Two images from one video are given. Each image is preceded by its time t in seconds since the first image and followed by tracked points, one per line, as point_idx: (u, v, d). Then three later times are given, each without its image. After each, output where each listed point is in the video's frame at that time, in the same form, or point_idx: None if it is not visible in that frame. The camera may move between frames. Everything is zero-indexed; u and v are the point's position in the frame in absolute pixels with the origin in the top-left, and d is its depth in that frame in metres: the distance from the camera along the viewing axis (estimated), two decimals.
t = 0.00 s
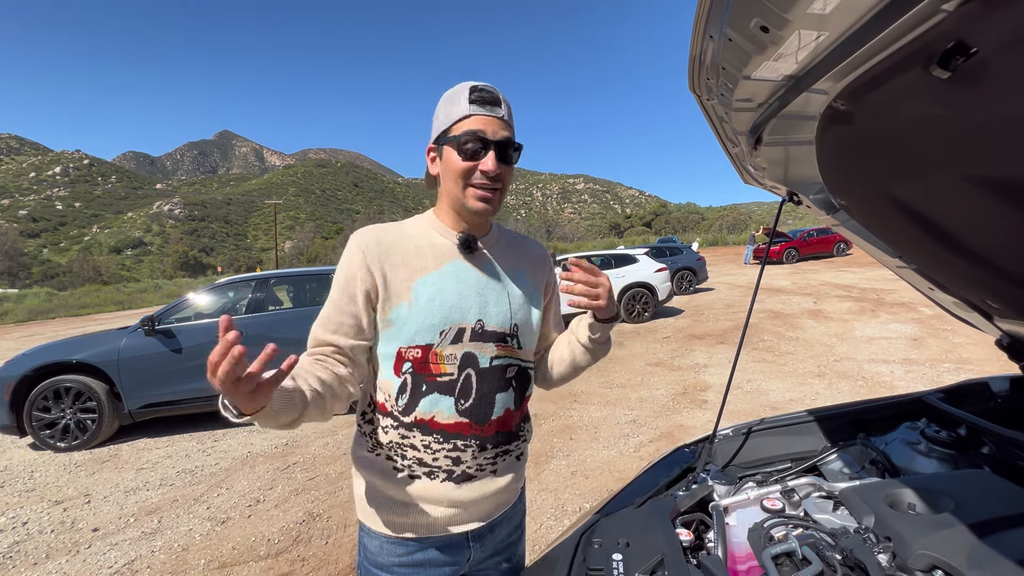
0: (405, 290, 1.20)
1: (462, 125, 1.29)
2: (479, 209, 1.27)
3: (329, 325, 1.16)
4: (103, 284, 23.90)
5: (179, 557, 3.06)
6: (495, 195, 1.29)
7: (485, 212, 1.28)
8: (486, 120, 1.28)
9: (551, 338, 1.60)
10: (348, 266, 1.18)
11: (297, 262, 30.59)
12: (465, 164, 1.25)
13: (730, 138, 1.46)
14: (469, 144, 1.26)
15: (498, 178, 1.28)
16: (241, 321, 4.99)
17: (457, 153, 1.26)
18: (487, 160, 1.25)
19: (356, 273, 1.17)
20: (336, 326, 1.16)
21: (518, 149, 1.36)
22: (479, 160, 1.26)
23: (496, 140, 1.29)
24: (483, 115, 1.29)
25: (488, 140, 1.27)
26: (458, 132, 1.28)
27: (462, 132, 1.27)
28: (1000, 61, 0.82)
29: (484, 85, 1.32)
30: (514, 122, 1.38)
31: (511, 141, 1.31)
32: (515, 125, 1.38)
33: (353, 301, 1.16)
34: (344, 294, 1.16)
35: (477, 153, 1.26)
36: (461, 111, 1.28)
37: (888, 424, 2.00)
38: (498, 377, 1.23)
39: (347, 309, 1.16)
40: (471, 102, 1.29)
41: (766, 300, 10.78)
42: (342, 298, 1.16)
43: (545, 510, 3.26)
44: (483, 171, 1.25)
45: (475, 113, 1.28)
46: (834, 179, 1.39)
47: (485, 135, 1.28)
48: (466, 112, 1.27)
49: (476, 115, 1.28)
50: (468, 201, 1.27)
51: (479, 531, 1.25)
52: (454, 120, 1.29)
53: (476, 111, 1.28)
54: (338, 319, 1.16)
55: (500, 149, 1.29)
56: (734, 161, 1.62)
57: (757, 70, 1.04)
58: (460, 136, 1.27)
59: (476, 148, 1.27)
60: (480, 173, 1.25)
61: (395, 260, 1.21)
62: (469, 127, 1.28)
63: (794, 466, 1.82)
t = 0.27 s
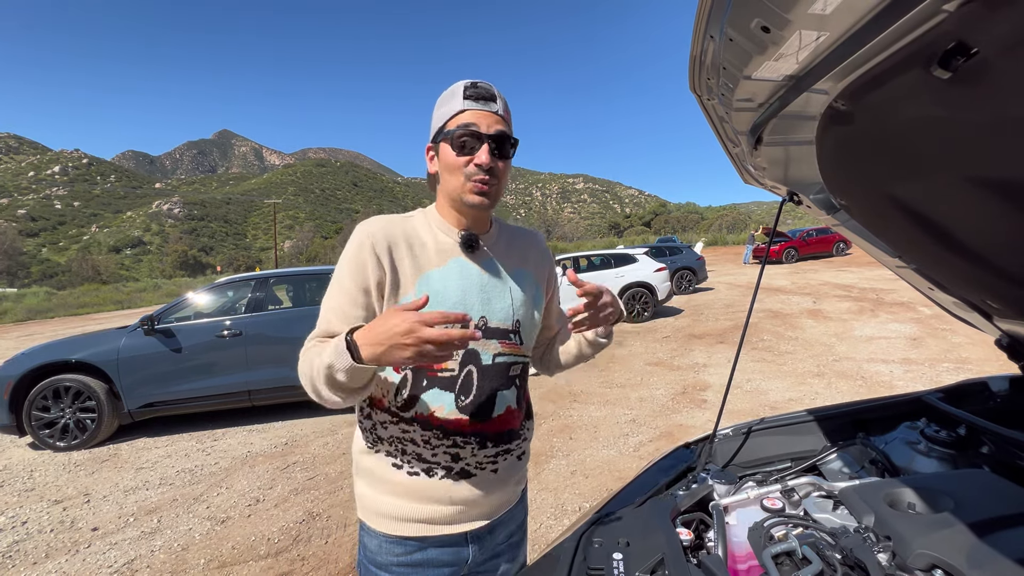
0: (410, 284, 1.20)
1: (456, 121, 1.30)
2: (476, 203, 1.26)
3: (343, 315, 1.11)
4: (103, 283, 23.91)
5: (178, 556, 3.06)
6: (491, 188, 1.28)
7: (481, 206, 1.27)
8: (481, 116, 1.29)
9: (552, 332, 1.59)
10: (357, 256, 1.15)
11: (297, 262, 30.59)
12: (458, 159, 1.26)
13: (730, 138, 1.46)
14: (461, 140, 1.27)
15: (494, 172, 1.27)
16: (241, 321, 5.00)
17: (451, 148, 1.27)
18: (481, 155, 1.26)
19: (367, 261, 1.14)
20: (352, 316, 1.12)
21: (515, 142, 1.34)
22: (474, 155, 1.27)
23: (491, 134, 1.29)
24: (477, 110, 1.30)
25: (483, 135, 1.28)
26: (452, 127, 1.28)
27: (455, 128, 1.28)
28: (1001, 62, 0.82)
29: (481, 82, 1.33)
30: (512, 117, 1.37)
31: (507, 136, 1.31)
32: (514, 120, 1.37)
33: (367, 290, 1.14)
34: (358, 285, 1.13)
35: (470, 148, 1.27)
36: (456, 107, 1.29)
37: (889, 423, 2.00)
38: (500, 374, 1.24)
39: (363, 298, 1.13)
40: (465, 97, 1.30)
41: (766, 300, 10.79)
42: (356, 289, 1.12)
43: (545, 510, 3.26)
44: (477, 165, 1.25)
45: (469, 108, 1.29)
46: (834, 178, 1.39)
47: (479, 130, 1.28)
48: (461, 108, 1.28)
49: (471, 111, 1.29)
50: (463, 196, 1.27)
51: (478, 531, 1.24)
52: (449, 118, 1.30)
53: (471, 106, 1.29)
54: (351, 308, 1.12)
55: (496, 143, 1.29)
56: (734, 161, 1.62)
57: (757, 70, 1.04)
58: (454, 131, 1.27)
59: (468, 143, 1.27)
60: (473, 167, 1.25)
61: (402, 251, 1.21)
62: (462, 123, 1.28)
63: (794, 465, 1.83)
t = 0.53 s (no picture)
0: (419, 285, 1.20)
1: (449, 121, 1.30)
2: (469, 201, 1.26)
3: (352, 317, 1.10)
4: (102, 283, 23.90)
5: (179, 556, 3.06)
6: (484, 185, 1.28)
7: (476, 204, 1.27)
8: (473, 113, 1.28)
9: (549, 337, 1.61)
10: (367, 258, 1.15)
11: (296, 261, 30.58)
12: (451, 159, 1.27)
13: (731, 138, 1.46)
14: (455, 138, 1.27)
15: (486, 169, 1.26)
16: (241, 321, 5.00)
17: (444, 149, 1.28)
18: (471, 152, 1.25)
19: (376, 263, 1.15)
20: (361, 318, 1.11)
21: (510, 138, 1.33)
22: (464, 153, 1.26)
23: (484, 132, 1.28)
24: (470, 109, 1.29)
25: (474, 133, 1.27)
26: (445, 127, 1.29)
27: (449, 127, 1.28)
28: (1001, 63, 0.82)
29: (475, 81, 1.32)
30: (507, 112, 1.35)
31: (500, 132, 1.29)
32: (509, 115, 1.35)
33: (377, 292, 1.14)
34: (367, 288, 1.12)
35: (464, 146, 1.27)
36: (450, 107, 1.29)
37: (888, 423, 2.00)
38: (507, 375, 1.24)
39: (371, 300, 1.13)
40: (458, 97, 1.30)
41: (766, 299, 10.80)
42: (366, 292, 1.12)
43: (545, 509, 3.27)
44: (468, 163, 1.25)
45: (462, 107, 1.28)
46: (834, 178, 1.39)
47: (471, 128, 1.27)
48: (452, 108, 1.28)
49: (464, 109, 1.29)
50: (459, 195, 1.28)
51: (483, 530, 1.25)
52: (443, 118, 1.31)
53: (463, 105, 1.28)
54: (361, 309, 1.11)
55: (489, 140, 1.28)
56: (734, 161, 1.63)
57: (758, 70, 1.04)
58: (446, 131, 1.28)
59: (462, 142, 1.27)
60: (464, 166, 1.26)
61: (411, 252, 1.21)
62: (456, 121, 1.28)
63: (794, 464, 1.83)
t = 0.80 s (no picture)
0: (422, 285, 1.20)
1: (481, 126, 1.26)
2: (497, 210, 1.29)
3: (346, 315, 1.10)
4: (102, 282, 23.89)
5: (179, 554, 3.06)
6: (509, 196, 1.30)
7: (501, 212, 1.31)
8: (507, 123, 1.28)
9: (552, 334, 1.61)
10: (367, 257, 1.15)
11: (296, 260, 30.57)
12: (484, 167, 1.25)
13: (731, 137, 1.47)
14: (490, 147, 1.25)
15: (517, 181, 1.30)
16: (241, 320, 5.00)
17: (478, 155, 1.25)
18: (510, 164, 1.27)
19: (376, 263, 1.15)
20: (355, 316, 1.11)
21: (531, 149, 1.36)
22: (502, 163, 1.26)
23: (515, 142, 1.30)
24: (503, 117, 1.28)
25: (510, 143, 1.27)
26: (479, 133, 1.26)
27: (482, 134, 1.25)
28: (1000, 62, 0.83)
29: (502, 86, 1.31)
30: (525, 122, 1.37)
31: (525, 143, 1.32)
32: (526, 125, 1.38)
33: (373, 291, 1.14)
34: (364, 287, 1.13)
35: (499, 156, 1.26)
36: (483, 112, 1.25)
37: (888, 422, 2.01)
38: (510, 373, 1.24)
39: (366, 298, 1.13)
40: (492, 103, 1.27)
41: (765, 299, 10.81)
42: (363, 291, 1.12)
43: (545, 508, 3.27)
44: (505, 174, 1.26)
45: (497, 115, 1.26)
46: (833, 178, 1.39)
47: (505, 138, 1.26)
48: (488, 114, 1.25)
49: (497, 117, 1.27)
50: (484, 202, 1.28)
51: (487, 527, 1.25)
52: (472, 120, 1.26)
53: (499, 113, 1.27)
54: (357, 308, 1.11)
55: (519, 151, 1.30)
56: (734, 160, 1.63)
57: (758, 70, 1.04)
58: (481, 137, 1.25)
59: (497, 152, 1.26)
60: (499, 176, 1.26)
61: (412, 252, 1.21)
62: (490, 129, 1.26)
63: (794, 463, 1.83)
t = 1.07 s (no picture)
0: (422, 285, 1.21)
1: (477, 125, 1.27)
2: (495, 209, 1.29)
3: (349, 315, 1.11)
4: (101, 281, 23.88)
5: (179, 553, 3.06)
6: (508, 195, 1.30)
7: (499, 211, 1.30)
8: (504, 122, 1.28)
9: (551, 336, 1.63)
10: (369, 258, 1.16)
11: (296, 259, 30.55)
12: (480, 166, 1.25)
13: (730, 137, 1.47)
14: (486, 146, 1.26)
15: (514, 180, 1.29)
16: (241, 319, 5.00)
17: (474, 154, 1.26)
18: (505, 162, 1.26)
19: (378, 263, 1.15)
20: (359, 315, 1.11)
21: (529, 147, 1.36)
22: (497, 162, 1.26)
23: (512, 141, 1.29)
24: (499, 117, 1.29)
25: (506, 142, 1.27)
26: (475, 133, 1.26)
27: (479, 133, 1.26)
28: (998, 63, 0.83)
29: (499, 86, 1.31)
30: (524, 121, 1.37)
31: (524, 143, 1.32)
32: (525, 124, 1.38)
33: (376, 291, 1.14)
34: (368, 287, 1.13)
35: (494, 154, 1.26)
36: (479, 112, 1.26)
37: (886, 421, 2.01)
38: (509, 372, 1.24)
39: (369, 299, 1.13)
40: (488, 102, 1.28)
41: (765, 299, 10.82)
42: (366, 292, 1.12)
43: (545, 507, 3.28)
44: (501, 173, 1.25)
45: (493, 114, 1.27)
46: (832, 177, 1.40)
47: (502, 137, 1.26)
48: (483, 113, 1.26)
49: (493, 116, 1.27)
50: (482, 201, 1.28)
51: (485, 526, 1.26)
52: (470, 121, 1.27)
53: (494, 112, 1.27)
54: (360, 309, 1.12)
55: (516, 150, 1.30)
56: (734, 161, 1.63)
57: (758, 70, 1.05)
58: (478, 137, 1.26)
59: (492, 151, 1.26)
60: (496, 175, 1.26)
61: (413, 252, 1.22)
62: (486, 128, 1.26)
63: (792, 462, 1.84)
